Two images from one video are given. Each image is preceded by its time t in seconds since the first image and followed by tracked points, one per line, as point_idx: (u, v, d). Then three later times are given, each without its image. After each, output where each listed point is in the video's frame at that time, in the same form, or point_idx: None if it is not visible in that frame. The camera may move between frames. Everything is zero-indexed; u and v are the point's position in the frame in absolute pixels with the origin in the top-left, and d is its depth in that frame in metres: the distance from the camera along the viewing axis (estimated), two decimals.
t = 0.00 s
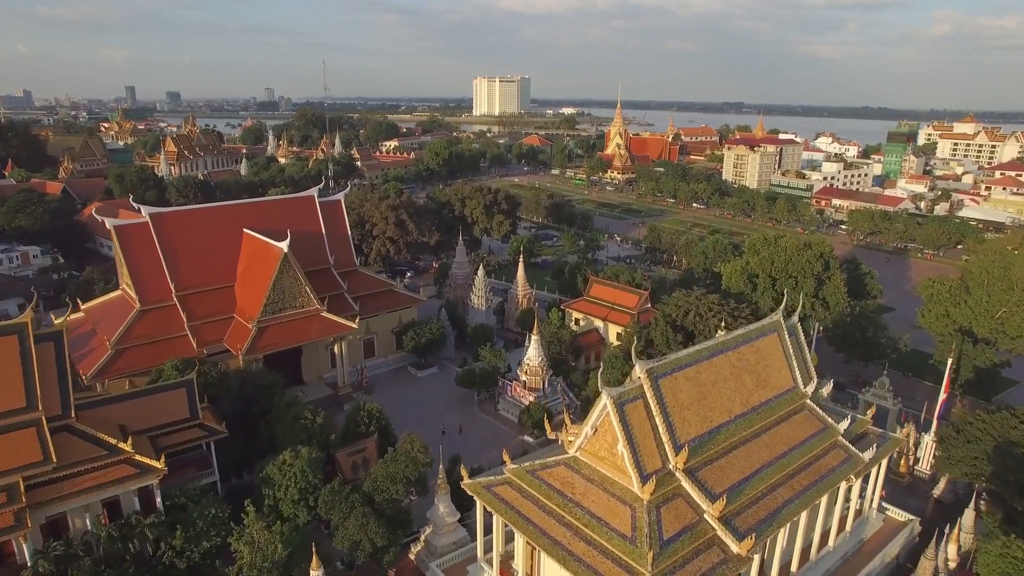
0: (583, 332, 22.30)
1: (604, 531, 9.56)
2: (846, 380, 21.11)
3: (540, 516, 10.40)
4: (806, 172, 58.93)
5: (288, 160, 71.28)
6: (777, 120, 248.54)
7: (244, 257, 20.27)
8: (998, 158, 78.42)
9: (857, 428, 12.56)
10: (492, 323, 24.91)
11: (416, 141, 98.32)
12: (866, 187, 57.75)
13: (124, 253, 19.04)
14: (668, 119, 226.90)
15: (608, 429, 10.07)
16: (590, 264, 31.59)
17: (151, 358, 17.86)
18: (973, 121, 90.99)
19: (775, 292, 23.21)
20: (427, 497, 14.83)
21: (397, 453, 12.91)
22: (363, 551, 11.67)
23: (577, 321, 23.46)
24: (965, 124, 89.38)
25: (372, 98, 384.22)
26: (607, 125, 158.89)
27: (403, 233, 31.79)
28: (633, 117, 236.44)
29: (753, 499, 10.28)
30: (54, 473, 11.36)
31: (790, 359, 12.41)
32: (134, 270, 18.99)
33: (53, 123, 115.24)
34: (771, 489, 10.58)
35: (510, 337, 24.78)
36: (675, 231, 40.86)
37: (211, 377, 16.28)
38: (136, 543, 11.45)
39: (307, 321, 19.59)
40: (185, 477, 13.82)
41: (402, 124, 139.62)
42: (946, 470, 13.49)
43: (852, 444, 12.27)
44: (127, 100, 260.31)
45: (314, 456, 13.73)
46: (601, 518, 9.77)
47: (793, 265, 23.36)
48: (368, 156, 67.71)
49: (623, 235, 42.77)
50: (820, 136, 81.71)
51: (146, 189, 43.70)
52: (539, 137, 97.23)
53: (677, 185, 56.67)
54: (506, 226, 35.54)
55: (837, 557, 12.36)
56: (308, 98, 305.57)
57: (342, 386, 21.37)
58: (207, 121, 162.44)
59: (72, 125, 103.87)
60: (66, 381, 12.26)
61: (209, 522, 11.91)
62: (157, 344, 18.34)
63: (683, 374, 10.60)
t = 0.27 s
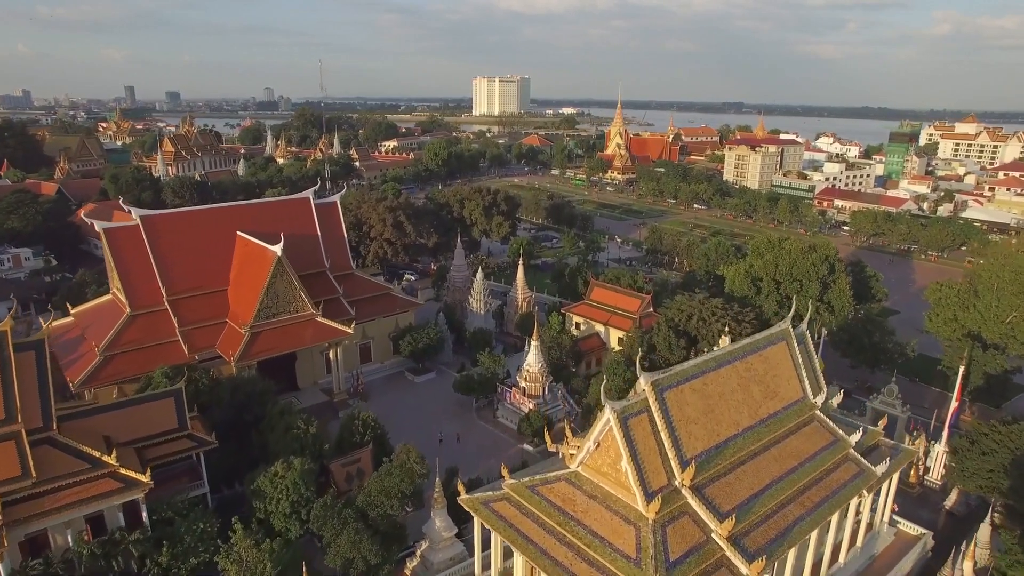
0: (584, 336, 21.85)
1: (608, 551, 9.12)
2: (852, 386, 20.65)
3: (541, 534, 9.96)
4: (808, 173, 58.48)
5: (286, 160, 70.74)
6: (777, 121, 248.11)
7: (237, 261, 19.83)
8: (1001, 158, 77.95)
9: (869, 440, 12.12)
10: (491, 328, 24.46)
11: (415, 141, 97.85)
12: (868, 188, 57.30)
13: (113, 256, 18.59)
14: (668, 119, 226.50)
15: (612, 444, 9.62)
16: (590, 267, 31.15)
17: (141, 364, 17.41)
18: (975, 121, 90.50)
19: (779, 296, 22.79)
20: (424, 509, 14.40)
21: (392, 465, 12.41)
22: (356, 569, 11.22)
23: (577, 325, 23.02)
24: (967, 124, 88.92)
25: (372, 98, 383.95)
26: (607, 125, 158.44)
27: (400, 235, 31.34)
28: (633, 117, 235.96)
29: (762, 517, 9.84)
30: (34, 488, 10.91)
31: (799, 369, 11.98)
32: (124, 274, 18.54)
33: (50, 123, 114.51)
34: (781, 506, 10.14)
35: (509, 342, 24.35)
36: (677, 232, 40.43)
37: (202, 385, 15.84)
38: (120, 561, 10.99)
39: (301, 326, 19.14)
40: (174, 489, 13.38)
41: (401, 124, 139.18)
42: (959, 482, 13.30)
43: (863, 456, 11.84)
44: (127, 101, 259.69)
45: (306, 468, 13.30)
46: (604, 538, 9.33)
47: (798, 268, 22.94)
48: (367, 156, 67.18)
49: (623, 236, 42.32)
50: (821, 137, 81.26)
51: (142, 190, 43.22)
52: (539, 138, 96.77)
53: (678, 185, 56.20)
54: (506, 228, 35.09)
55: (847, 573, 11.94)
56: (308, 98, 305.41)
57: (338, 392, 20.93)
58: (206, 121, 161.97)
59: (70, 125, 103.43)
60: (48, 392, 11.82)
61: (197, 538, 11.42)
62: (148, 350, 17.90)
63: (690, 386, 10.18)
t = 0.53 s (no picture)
0: (585, 340, 21.47)
1: (611, 571, 8.74)
2: (857, 391, 20.29)
3: (541, 552, 9.57)
4: (809, 173, 58.10)
5: (284, 160, 70.37)
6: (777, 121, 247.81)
7: (232, 264, 19.44)
8: (1002, 158, 77.58)
9: (880, 451, 11.74)
10: (490, 331, 24.10)
11: (414, 141, 97.46)
12: (870, 188, 56.93)
13: (105, 260, 18.20)
14: (668, 119, 226.21)
15: (615, 458, 9.24)
16: (591, 268, 30.77)
17: (132, 370, 17.02)
18: (977, 121, 90.10)
19: (783, 300, 22.42)
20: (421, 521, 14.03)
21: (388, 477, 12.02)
22: None
23: (577, 328, 22.64)
24: (968, 124, 88.54)
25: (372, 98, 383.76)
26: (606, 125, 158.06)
27: (399, 236, 30.96)
28: (632, 117, 235.66)
29: (772, 534, 9.46)
30: (16, 502, 10.53)
31: (808, 378, 11.60)
32: (116, 278, 18.15)
33: (48, 123, 114.17)
34: (790, 522, 9.76)
35: (509, 346, 23.97)
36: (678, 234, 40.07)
37: (194, 391, 15.49)
38: None
39: (297, 331, 18.74)
40: (164, 500, 13.00)
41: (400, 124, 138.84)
42: (972, 493, 13.07)
43: (874, 468, 11.45)
44: (127, 101, 259.44)
45: (300, 478, 12.92)
46: (607, 556, 8.95)
47: (802, 271, 22.58)
48: (366, 156, 66.79)
49: (624, 237, 41.95)
50: (822, 137, 80.89)
51: (138, 190, 42.82)
52: (539, 138, 96.38)
53: (678, 186, 55.82)
54: (505, 229, 34.70)
55: None
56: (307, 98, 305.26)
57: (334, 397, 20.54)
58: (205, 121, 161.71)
59: (68, 125, 103.09)
60: (31, 402, 11.43)
61: (186, 553, 10.98)
62: (139, 355, 17.50)
63: (696, 397, 9.80)
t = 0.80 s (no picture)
0: (586, 345, 21.05)
1: None
2: (863, 396, 19.91)
3: (541, 570, 9.20)
4: (810, 174, 57.72)
5: (283, 160, 69.99)
6: (777, 121, 247.49)
7: (226, 267, 19.05)
8: (1004, 159, 77.23)
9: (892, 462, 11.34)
10: (489, 335, 23.71)
11: (413, 141, 97.12)
12: (872, 189, 56.59)
13: (95, 263, 17.81)
14: (668, 119, 225.87)
15: (618, 474, 8.86)
16: (591, 270, 30.42)
17: (123, 376, 16.62)
18: (979, 121, 89.64)
19: (786, 303, 22.06)
20: (418, 534, 13.66)
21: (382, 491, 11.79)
22: None
23: (577, 332, 22.21)
24: (970, 124, 88.17)
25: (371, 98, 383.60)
26: (606, 125, 157.70)
27: (397, 238, 30.58)
28: (632, 117, 235.36)
29: (782, 553, 9.08)
30: None
31: (817, 387, 11.23)
32: (107, 282, 17.75)
33: (47, 123, 113.82)
34: (801, 539, 9.38)
35: (508, 350, 23.59)
36: (680, 235, 39.70)
37: (185, 399, 15.11)
38: None
39: (292, 336, 18.36)
40: (153, 512, 12.61)
41: (400, 124, 138.52)
42: (988, 507, 12.70)
43: (886, 480, 11.07)
44: (127, 100, 259.03)
45: (293, 489, 12.52)
46: None
47: (807, 273, 22.21)
48: (365, 156, 66.39)
49: (624, 238, 41.61)
50: (823, 137, 80.55)
51: (134, 191, 42.47)
52: (539, 137, 96.02)
53: (679, 186, 55.47)
54: (504, 230, 34.33)
55: None
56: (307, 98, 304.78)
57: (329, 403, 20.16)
58: (204, 121, 161.40)
59: (67, 125, 102.80)
60: (14, 412, 11.05)
61: (174, 568, 10.53)
62: (130, 361, 17.11)
63: (702, 409, 9.42)
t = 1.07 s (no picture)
0: (587, 350, 20.60)
1: None
2: (870, 403, 19.45)
3: None
4: (812, 174, 57.26)
5: (281, 160, 69.47)
6: (777, 121, 247.07)
7: (218, 271, 18.57)
8: (1006, 159, 76.80)
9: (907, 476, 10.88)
10: (489, 339, 23.26)
11: (413, 141, 96.65)
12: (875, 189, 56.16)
13: (83, 267, 17.34)
14: (668, 120, 225.47)
15: (623, 493, 8.39)
16: (592, 273, 29.98)
17: (110, 384, 16.17)
18: (980, 122, 89.18)
19: (791, 307, 21.62)
20: (413, 550, 13.24)
21: (376, 508, 11.80)
22: None
23: (578, 337, 21.75)
24: (971, 124, 87.69)
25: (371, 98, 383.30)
26: (606, 125, 157.25)
27: (394, 240, 30.12)
28: (632, 117, 234.99)
29: None
30: None
31: (830, 399, 10.77)
32: (95, 286, 17.27)
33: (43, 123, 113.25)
34: (815, 561, 8.92)
35: (508, 355, 23.15)
36: (681, 237, 39.25)
37: (175, 408, 14.65)
38: None
39: (285, 342, 17.89)
40: (138, 527, 12.13)
41: (399, 124, 138.08)
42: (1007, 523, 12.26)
43: (901, 496, 10.63)
44: (125, 101, 258.51)
45: (284, 503, 12.08)
46: None
47: (812, 277, 21.77)
48: (363, 157, 65.89)
49: (625, 240, 41.16)
50: (825, 137, 80.09)
51: (130, 192, 42.00)
52: (539, 137, 95.57)
53: (680, 186, 55.04)
54: (504, 232, 33.88)
55: None
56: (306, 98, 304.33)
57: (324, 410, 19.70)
58: (202, 121, 161.01)
59: (64, 125, 102.32)
60: None
61: None
62: (118, 368, 16.64)
63: (711, 424, 8.98)
